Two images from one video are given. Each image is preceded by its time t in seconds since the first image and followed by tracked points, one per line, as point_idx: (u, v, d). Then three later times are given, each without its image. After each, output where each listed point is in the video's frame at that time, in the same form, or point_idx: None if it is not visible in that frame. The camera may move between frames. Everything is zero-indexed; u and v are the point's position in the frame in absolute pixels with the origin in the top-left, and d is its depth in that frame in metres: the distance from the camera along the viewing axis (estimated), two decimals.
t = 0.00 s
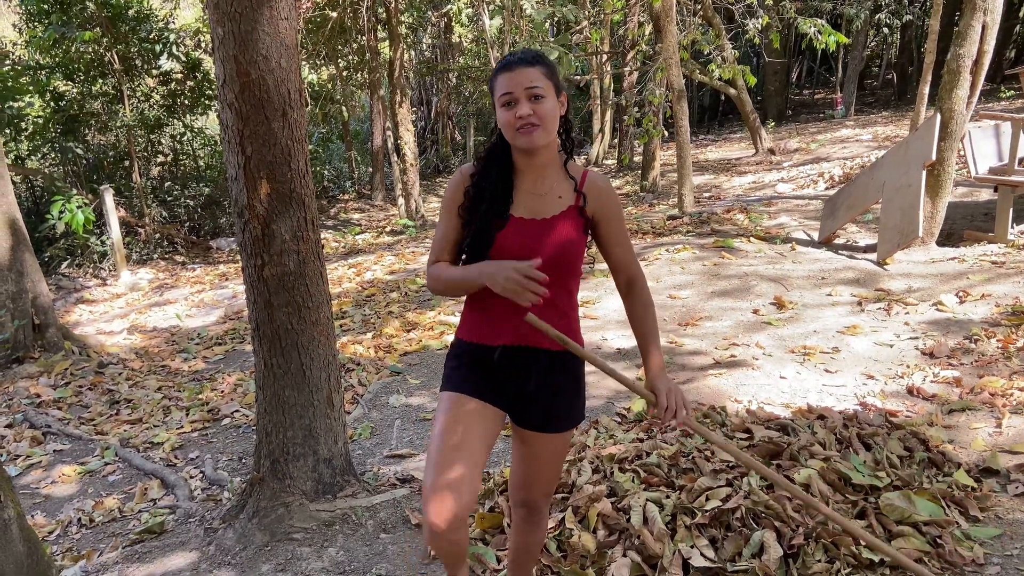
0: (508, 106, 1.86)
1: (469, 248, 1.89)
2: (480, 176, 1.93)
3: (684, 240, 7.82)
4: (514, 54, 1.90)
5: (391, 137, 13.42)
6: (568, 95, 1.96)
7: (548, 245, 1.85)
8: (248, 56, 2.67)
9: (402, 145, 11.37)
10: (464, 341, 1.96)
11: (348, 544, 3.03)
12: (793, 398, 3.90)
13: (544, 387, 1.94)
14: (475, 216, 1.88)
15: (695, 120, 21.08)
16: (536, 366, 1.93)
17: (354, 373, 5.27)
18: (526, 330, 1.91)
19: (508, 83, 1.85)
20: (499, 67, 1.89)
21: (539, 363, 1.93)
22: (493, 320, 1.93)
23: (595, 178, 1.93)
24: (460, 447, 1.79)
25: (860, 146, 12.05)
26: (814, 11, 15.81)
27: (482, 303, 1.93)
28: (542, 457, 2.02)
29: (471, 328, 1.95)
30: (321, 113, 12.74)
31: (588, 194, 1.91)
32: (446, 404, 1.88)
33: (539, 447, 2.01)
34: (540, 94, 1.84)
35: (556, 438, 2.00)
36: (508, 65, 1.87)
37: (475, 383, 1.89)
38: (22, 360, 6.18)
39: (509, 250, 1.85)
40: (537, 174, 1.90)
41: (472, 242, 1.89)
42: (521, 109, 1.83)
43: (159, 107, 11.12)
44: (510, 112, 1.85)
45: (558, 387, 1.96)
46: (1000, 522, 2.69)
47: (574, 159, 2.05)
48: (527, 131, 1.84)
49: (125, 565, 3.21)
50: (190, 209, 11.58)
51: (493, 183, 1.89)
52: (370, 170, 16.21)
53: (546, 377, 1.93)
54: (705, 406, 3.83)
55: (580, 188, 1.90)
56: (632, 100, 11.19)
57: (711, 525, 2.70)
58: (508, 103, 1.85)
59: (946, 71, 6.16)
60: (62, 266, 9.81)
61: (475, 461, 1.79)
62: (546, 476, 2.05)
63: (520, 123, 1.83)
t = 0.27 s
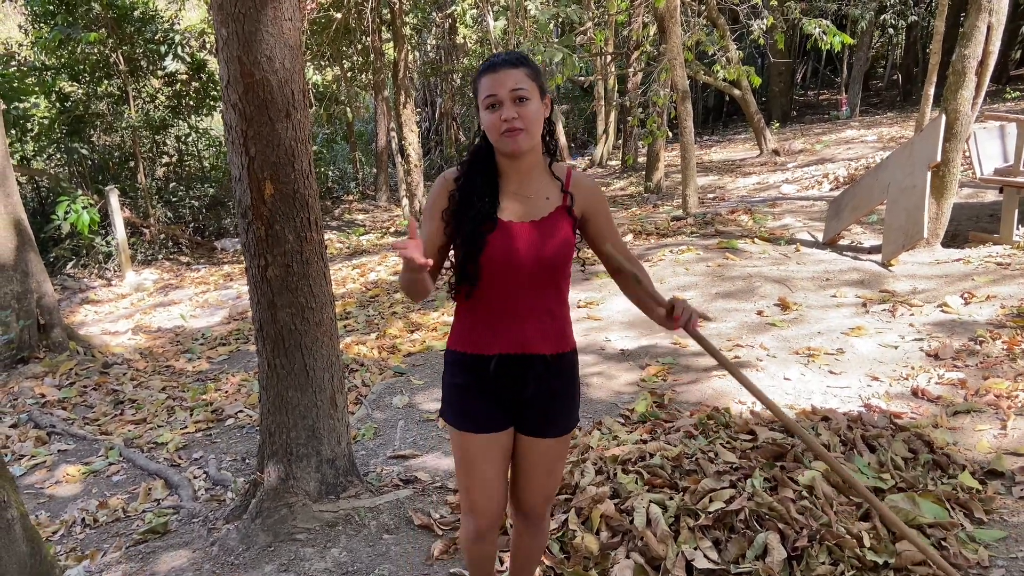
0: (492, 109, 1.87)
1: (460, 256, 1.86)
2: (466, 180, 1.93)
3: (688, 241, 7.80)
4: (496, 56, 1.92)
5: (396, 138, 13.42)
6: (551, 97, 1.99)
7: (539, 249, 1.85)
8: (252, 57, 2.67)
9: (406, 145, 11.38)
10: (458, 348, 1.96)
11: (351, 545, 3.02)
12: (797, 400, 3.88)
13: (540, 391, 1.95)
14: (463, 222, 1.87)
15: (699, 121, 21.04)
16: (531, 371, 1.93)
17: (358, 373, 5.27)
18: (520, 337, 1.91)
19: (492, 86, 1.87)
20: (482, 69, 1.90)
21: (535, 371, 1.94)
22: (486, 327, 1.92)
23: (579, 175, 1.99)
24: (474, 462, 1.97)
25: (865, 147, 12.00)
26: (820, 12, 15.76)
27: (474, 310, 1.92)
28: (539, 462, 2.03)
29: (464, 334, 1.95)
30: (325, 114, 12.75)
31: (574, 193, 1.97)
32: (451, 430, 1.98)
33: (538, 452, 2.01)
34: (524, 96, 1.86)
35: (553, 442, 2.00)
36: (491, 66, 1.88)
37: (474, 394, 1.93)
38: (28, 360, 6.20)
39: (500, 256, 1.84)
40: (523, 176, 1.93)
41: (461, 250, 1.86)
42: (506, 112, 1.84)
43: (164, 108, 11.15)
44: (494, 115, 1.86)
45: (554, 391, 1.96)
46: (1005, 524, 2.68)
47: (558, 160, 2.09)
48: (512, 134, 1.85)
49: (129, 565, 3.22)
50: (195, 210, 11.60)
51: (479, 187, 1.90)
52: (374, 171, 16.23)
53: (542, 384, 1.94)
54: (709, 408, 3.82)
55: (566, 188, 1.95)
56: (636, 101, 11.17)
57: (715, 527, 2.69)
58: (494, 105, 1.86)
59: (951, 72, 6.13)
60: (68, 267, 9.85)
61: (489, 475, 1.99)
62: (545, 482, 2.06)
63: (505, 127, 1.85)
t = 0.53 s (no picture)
0: (471, 125, 1.85)
1: (447, 272, 1.88)
2: (449, 193, 1.92)
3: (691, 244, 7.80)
4: (474, 67, 1.88)
5: (399, 140, 13.45)
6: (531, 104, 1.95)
7: (525, 258, 1.85)
8: (254, 60, 2.68)
9: (409, 148, 11.40)
10: (448, 357, 1.98)
11: (353, 548, 3.02)
12: (800, 403, 3.88)
13: (531, 398, 1.94)
14: (449, 236, 1.88)
15: (702, 123, 21.02)
16: (523, 378, 1.92)
17: (360, 376, 5.28)
18: (511, 345, 1.91)
19: (470, 104, 1.84)
20: (461, 84, 1.87)
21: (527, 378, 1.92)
22: (475, 336, 1.92)
23: (560, 179, 1.98)
24: (471, 467, 2.01)
25: (869, 149, 12.00)
26: (823, 14, 15.77)
27: (463, 321, 1.93)
28: (531, 469, 2.00)
29: (454, 344, 1.96)
30: (329, 117, 12.78)
31: (558, 198, 1.96)
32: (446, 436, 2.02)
33: (530, 461, 1.99)
34: (503, 112, 1.83)
35: (547, 449, 1.97)
36: (469, 82, 1.85)
37: (465, 404, 1.95)
38: (31, 362, 6.22)
39: (487, 268, 1.84)
40: (507, 187, 1.92)
41: (447, 264, 1.87)
42: (485, 130, 1.83)
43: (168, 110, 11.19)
44: (474, 133, 1.84)
45: (548, 397, 1.95)
46: (1008, 529, 2.68)
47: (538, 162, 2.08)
48: (493, 152, 1.84)
49: (131, 568, 3.22)
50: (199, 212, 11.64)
51: (462, 201, 1.90)
52: (377, 174, 16.24)
53: (534, 390, 1.93)
54: (711, 411, 3.82)
55: (548, 194, 1.93)
56: (639, 103, 11.17)
57: (716, 531, 2.69)
58: (473, 123, 1.84)
59: (955, 75, 6.12)
60: (71, 269, 9.84)
61: (485, 478, 2.04)
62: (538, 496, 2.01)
63: (485, 145, 1.83)
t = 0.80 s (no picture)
0: (473, 133, 1.84)
1: (446, 275, 1.88)
2: (449, 196, 1.92)
3: (693, 246, 7.79)
4: (477, 73, 1.86)
5: (401, 143, 13.47)
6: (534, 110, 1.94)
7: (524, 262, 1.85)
8: (257, 62, 2.69)
9: (412, 150, 11.42)
10: (445, 358, 1.98)
11: (355, 550, 3.02)
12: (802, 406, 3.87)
13: (528, 401, 1.94)
14: (449, 240, 1.88)
15: (704, 126, 21.01)
16: (520, 381, 1.93)
17: (362, 378, 5.28)
18: (507, 348, 1.92)
19: (473, 111, 1.82)
20: (464, 89, 1.86)
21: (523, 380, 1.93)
22: (472, 338, 1.93)
23: (561, 185, 1.98)
24: (465, 468, 2.01)
25: (871, 152, 11.99)
26: (825, 16, 15.77)
27: (460, 323, 1.93)
28: (525, 472, 1.97)
29: (451, 345, 1.96)
30: (331, 119, 12.80)
31: (558, 205, 1.97)
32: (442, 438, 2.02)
33: (527, 463, 1.97)
34: (505, 121, 1.83)
35: (543, 452, 1.96)
36: (473, 88, 1.84)
37: (461, 404, 1.95)
38: (34, 364, 6.23)
39: (486, 272, 1.85)
40: (508, 192, 1.92)
41: (446, 266, 1.87)
42: (487, 138, 1.82)
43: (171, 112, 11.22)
44: (475, 141, 1.84)
45: (545, 399, 1.95)
46: (1012, 532, 2.67)
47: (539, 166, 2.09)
48: (494, 160, 1.84)
49: (133, 570, 3.22)
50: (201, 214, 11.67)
51: (463, 205, 1.89)
52: (379, 176, 16.25)
53: (530, 392, 1.93)
54: (714, 413, 3.82)
55: (550, 200, 1.95)
56: (641, 105, 11.18)
57: (719, 534, 2.69)
58: (476, 131, 1.83)
59: (957, 77, 6.12)
60: (74, 271, 9.86)
61: (480, 479, 2.03)
62: (530, 500, 1.97)
63: (488, 153, 1.83)
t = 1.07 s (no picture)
0: (482, 134, 1.84)
1: (451, 273, 1.85)
2: (454, 195, 1.90)
3: (695, 248, 7.79)
4: (486, 74, 1.86)
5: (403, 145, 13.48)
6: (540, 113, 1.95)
7: (527, 263, 1.85)
8: (260, 64, 2.69)
9: (414, 152, 11.44)
10: (447, 359, 1.97)
11: (356, 552, 3.02)
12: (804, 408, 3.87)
13: (529, 403, 1.94)
14: (454, 239, 1.86)
15: (706, 128, 21.02)
16: (522, 383, 1.94)
17: (364, 380, 5.29)
18: (509, 350, 1.92)
19: (483, 112, 1.82)
20: (474, 89, 1.85)
21: (524, 382, 1.94)
22: (474, 340, 1.92)
23: (564, 188, 2.00)
24: (466, 470, 2.00)
25: (873, 154, 11.98)
26: (827, 19, 15.76)
27: (464, 324, 1.92)
28: (525, 473, 1.98)
29: (453, 346, 1.95)
30: (333, 121, 12.82)
31: (561, 207, 1.98)
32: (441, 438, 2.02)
33: (528, 464, 1.97)
34: (514, 123, 1.83)
35: (543, 453, 1.96)
36: (484, 89, 1.83)
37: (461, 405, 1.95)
38: (36, 366, 6.24)
39: (490, 273, 1.84)
40: (512, 194, 1.93)
41: (451, 266, 1.85)
42: (496, 140, 1.82)
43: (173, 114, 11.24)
44: (484, 142, 1.84)
45: (546, 401, 1.96)
46: (1014, 535, 2.67)
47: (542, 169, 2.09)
48: (503, 161, 1.84)
49: (135, 571, 3.22)
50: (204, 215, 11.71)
51: (468, 204, 1.88)
52: (381, 178, 16.27)
53: (530, 394, 1.94)
54: (716, 415, 3.81)
55: (553, 202, 1.96)
56: (643, 108, 11.18)
57: (722, 536, 2.69)
58: (485, 131, 1.83)
59: (959, 79, 6.12)
60: (76, 272, 9.88)
61: (481, 482, 2.03)
62: (532, 500, 1.97)
63: (496, 154, 1.83)
